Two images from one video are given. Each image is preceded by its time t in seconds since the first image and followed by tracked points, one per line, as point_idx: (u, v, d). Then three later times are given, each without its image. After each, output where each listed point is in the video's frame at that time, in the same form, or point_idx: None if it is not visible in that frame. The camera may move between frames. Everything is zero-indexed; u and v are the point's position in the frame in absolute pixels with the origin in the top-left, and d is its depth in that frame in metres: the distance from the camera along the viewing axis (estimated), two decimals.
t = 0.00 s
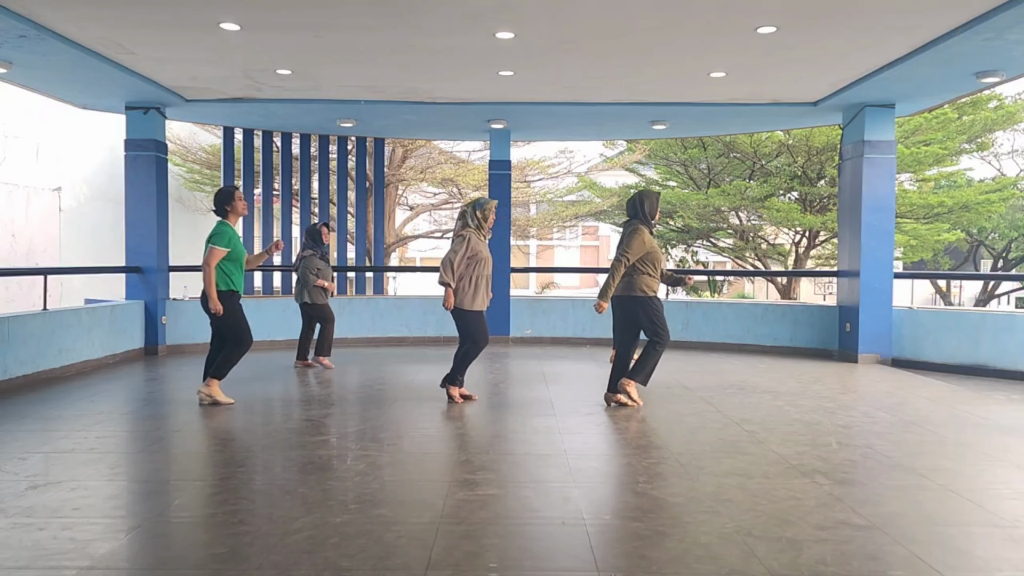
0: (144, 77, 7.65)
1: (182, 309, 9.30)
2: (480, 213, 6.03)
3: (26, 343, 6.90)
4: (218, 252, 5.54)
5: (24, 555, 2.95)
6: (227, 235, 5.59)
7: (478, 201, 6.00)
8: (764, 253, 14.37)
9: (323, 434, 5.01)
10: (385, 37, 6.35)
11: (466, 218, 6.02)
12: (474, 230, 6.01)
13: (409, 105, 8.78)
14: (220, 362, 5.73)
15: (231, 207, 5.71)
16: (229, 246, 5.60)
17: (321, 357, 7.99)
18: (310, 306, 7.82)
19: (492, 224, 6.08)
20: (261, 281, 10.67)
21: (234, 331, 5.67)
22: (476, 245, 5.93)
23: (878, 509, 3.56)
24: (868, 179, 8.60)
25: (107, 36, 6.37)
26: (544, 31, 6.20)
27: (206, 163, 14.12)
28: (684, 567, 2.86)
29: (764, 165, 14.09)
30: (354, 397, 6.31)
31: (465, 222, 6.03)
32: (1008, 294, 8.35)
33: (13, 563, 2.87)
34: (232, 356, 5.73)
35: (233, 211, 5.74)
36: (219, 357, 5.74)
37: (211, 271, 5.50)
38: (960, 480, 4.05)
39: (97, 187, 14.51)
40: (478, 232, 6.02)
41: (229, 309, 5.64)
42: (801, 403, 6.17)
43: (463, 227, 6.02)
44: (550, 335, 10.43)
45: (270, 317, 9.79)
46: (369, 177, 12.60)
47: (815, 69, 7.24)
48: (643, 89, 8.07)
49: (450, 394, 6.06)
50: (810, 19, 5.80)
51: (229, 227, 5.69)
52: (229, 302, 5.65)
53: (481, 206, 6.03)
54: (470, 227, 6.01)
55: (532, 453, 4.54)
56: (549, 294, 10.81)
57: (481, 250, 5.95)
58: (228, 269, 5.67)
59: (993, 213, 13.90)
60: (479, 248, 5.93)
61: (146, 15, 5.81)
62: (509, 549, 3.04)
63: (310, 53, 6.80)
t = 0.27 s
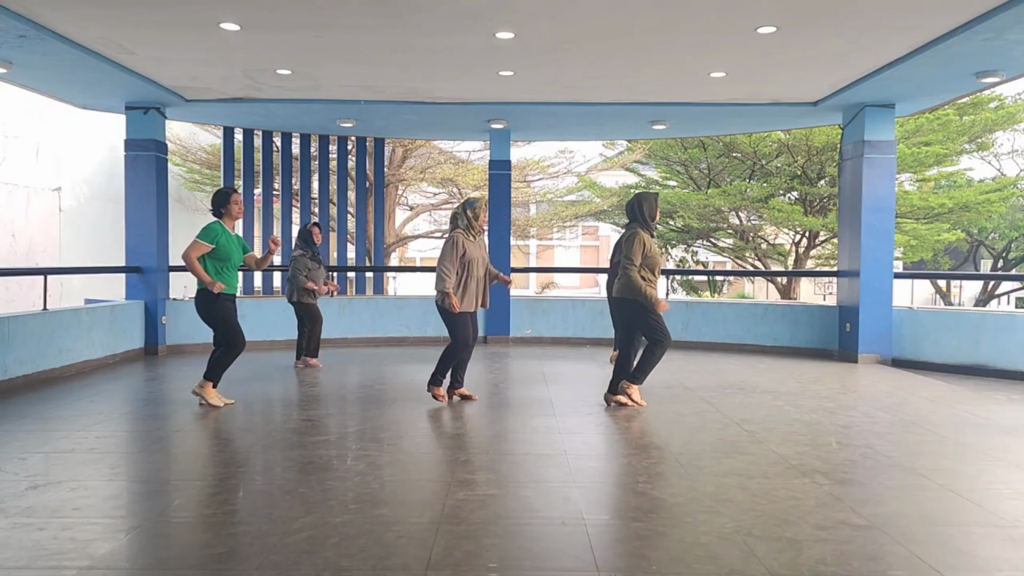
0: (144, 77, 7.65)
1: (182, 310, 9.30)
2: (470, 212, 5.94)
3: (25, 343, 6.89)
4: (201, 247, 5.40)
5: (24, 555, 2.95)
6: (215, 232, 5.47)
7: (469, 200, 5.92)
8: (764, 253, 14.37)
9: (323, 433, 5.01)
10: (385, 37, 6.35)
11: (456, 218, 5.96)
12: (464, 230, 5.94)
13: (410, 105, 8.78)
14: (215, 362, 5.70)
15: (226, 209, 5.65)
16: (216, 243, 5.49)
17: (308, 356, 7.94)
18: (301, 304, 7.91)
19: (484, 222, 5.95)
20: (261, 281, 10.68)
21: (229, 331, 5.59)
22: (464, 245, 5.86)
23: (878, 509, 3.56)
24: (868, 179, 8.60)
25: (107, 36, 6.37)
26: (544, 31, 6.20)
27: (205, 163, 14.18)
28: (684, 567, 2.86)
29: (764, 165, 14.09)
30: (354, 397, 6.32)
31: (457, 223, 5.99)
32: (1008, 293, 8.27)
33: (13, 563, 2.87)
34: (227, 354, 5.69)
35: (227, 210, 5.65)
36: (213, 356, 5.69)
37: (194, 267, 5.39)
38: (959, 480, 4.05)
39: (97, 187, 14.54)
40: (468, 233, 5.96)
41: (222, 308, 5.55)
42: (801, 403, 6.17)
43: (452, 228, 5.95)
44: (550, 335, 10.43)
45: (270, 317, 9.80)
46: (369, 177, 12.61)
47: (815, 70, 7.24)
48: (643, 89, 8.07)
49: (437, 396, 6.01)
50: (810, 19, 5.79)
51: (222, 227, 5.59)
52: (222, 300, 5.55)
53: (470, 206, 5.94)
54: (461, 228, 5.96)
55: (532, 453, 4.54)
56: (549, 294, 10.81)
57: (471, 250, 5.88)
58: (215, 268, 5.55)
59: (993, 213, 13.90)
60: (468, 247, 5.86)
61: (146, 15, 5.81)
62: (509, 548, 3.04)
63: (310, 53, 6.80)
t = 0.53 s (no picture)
0: (144, 77, 7.65)
1: (182, 310, 9.30)
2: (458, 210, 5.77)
3: (26, 343, 6.89)
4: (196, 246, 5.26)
5: (24, 555, 2.94)
6: (204, 228, 5.29)
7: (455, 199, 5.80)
8: (764, 253, 14.37)
9: (323, 434, 5.01)
10: (385, 37, 6.35)
11: (445, 217, 5.85)
12: (450, 229, 5.80)
13: (409, 105, 8.78)
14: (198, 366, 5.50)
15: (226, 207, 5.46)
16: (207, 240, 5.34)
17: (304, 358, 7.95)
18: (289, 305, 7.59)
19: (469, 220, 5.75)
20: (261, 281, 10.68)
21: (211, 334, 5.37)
22: (450, 244, 5.72)
23: (878, 508, 3.56)
24: (868, 179, 8.60)
25: (107, 36, 6.36)
26: (544, 31, 6.20)
27: (206, 163, 14.18)
28: (684, 567, 2.86)
29: (764, 165, 14.09)
30: (354, 397, 6.32)
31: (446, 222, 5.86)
32: (1008, 294, 8.30)
33: (13, 563, 2.87)
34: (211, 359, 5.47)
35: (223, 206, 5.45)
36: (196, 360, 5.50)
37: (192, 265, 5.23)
38: (960, 480, 4.05)
39: (98, 186, 14.58)
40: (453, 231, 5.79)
41: (209, 310, 5.35)
42: (801, 403, 6.17)
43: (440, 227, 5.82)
44: (550, 335, 10.43)
45: (270, 317, 9.80)
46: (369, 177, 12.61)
47: (815, 70, 7.24)
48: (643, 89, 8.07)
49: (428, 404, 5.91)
50: (810, 19, 5.80)
51: (214, 224, 5.40)
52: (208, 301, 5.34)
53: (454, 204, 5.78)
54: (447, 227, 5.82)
55: (532, 453, 4.54)
56: (549, 294, 10.81)
57: (458, 249, 5.73)
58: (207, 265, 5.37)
59: (993, 213, 13.89)
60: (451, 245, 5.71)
61: (147, 15, 5.81)
62: (509, 549, 3.04)
63: (310, 53, 6.80)
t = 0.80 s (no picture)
0: (144, 77, 7.65)
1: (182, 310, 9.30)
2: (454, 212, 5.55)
3: (26, 343, 6.89)
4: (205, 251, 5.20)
5: (24, 555, 2.94)
6: (201, 231, 5.20)
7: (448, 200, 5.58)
8: (764, 252, 14.37)
9: (323, 434, 5.01)
10: (385, 37, 6.35)
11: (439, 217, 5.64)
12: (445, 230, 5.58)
13: (409, 105, 8.78)
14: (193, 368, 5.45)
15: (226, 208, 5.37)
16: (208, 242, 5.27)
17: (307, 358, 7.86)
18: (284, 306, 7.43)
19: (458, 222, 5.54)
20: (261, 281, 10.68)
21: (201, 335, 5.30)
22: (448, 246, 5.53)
23: (878, 508, 3.56)
24: (868, 179, 8.60)
25: (107, 36, 6.36)
26: (544, 31, 6.20)
27: (206, 163, 14.18)
28: (684, 567, 2.86)
29: (764, 165, 14.08)
30: (354, 397, 6.32)
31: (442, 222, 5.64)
32: (1008, 294, 8.45)
33: (13, 563, 2.87)
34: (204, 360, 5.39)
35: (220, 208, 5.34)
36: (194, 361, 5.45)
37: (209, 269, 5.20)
38: (960, 480, 4.05)
39: (98, 186, 14.56)
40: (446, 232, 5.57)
41: (200, 310, 5.29)
42: (801, 403, 6.17)
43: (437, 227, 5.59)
44: (550, 335, 10.43)
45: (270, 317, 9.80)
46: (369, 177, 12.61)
47: (815, 69, 7.24)
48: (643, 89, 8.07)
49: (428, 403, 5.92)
50: (809, 19, 5.80)
51: (210, 225, 5.31)
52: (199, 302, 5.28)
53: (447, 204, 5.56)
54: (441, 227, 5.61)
55: (532, 453, 4.54)
56: (549, 294, 10.81)
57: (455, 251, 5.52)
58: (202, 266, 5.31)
59: (994, 214, 13.88)
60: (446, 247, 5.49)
61: (147, 15, 5.81)
62: (509, 549, 3.04)
63: (310, 53, 6.80)
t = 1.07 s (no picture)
0: (144, 77, 7.65)
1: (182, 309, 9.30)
2: (453, 212, 5.49)
3: (26, 343, 6.90)
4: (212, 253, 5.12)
5: (24, 555, 2.94)
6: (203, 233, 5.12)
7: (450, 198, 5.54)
8: (764, 252, 14.37)
9: (323, 434, 5.01)
10: (385, 37, 6.35)
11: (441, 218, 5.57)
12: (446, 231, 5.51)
13: (410, 105, 8.78)
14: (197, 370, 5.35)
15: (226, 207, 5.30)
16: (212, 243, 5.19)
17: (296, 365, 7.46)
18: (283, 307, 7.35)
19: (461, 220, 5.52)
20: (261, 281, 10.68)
21: (201, 336, 5.23)
22: (447, 246, 5.45)
23: (878, 508, 3.56)
24: (868, 178, 8.60)
25: (107, 36, 6.36)
26: (544, 31, 6.20)
27: (206, 163, 14.18)
28: (684, 567, 2.86)
29: (764, 165, 14.09)
30: (354, 397, 6.32)
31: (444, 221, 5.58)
32: (1008, 294, 8.30)
33: (13, 563, 2.87)
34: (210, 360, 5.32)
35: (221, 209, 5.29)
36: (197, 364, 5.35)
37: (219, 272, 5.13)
38: (960, 480, 4.05)
39: (98, 187, 14.55)
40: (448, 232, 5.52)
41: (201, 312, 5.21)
42: (801, 403, 6.17)
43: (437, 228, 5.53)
44: (550, 335, 10.43)
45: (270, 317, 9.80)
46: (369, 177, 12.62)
47: (815, 69, 7.25)
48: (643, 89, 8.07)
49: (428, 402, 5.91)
50: (809, 19, 5.80)
51: (209, 226, 5.22)
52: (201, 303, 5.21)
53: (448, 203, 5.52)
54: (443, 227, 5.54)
55: (531, 453, 4.54)
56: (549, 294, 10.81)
57: (454, 251, 5.44)
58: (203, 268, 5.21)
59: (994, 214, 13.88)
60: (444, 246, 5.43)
61: (147, 15, 5.81)
62: (509, 548, 3.04)
63: (310, 53, 6.80)
